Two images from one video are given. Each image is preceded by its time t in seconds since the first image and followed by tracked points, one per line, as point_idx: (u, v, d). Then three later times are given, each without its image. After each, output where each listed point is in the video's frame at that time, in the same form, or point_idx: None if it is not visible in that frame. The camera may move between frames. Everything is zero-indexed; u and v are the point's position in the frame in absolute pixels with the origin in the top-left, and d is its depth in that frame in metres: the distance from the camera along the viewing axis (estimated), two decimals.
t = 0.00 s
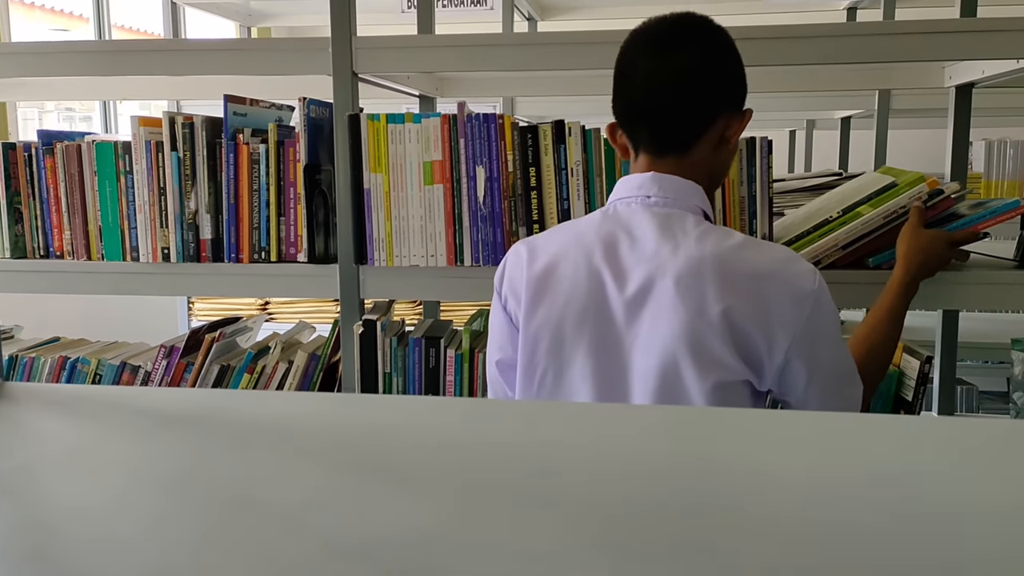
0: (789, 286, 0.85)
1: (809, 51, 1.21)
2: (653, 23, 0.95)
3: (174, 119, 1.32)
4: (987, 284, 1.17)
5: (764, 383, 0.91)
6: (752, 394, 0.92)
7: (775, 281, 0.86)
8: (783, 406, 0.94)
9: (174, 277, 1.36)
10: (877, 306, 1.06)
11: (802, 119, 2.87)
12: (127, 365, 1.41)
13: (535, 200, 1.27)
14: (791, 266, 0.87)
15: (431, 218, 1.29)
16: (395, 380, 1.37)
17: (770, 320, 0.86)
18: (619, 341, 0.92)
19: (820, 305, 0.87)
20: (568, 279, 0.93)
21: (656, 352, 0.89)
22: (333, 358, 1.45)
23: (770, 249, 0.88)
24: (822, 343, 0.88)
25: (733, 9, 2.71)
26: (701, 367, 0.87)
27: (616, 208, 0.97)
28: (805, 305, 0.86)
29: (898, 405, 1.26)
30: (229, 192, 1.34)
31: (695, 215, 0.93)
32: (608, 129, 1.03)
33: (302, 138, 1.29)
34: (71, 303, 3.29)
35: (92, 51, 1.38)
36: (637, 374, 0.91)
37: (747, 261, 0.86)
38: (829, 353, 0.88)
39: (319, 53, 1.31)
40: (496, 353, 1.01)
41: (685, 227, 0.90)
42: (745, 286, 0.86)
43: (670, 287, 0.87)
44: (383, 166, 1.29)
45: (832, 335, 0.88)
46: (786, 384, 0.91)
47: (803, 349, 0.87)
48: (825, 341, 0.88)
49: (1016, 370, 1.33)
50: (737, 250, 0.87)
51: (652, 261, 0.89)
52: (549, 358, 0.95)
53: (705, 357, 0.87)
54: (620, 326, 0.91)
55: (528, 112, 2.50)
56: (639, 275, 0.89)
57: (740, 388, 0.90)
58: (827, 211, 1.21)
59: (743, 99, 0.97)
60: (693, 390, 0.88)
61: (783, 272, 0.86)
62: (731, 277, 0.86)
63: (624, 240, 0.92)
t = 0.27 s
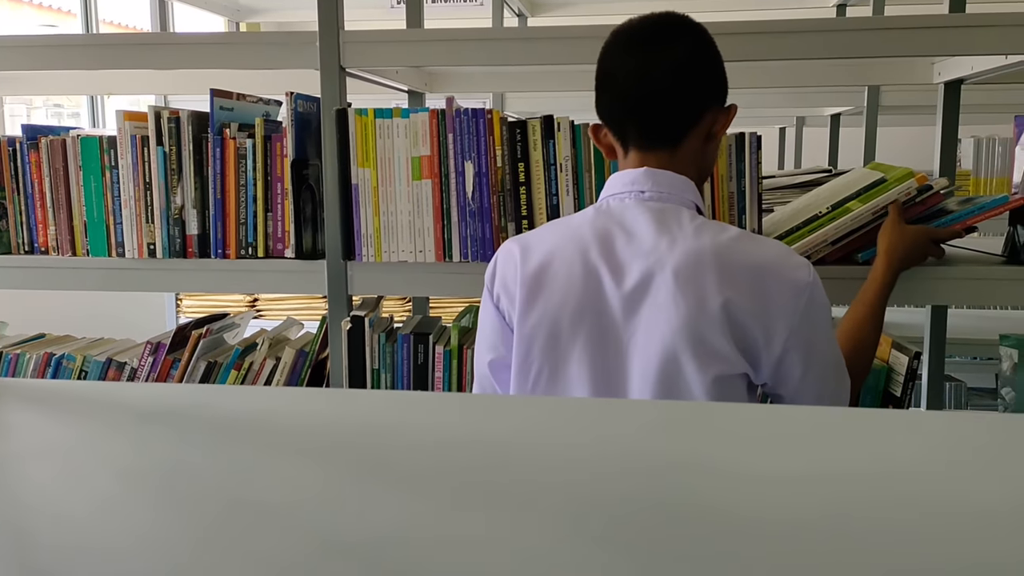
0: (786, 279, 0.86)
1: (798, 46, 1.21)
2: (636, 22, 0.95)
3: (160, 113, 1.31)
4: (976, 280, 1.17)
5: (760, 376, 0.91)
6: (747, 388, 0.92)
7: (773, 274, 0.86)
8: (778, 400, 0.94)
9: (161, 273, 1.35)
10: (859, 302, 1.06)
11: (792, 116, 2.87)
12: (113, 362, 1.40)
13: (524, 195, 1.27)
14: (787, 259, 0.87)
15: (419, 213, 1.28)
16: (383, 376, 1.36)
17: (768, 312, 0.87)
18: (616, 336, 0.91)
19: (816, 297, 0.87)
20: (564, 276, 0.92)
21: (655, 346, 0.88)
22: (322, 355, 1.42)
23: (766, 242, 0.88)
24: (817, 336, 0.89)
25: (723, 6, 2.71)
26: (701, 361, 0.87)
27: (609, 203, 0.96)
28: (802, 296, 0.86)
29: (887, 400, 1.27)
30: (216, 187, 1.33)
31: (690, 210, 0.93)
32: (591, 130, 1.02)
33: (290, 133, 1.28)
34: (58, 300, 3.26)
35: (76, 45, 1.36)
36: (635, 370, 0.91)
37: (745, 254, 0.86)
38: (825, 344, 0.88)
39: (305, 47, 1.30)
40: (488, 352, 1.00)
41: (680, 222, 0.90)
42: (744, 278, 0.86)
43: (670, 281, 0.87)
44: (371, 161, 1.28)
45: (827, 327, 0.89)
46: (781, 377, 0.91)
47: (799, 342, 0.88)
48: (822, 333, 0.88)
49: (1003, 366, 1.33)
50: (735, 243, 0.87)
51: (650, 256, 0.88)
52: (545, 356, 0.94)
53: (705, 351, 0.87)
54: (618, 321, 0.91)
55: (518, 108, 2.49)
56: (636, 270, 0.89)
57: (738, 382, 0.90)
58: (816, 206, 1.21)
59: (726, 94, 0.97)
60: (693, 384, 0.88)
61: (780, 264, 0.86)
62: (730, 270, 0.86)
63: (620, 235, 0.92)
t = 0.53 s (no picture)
0: (771, 274, 0.86)
1: (789, 42, 1.20)
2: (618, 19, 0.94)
3: (148, 110, 1.30)
4: (965, 278, 1.17)
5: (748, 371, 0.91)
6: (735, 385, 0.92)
7: (758, 270, 0.86)
8: (765, 395, 0.94)
9: (149, 270, 1.34)
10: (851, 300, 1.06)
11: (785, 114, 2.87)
12: (101, 360, 1.40)
13: (513, 192, 1.26)
14: (772, 255, 0.87)
15: (409, 211, 1.28)
16: (373, 375, 1.35)
17: (754, 308, 0.86)
18: (603, 334, 0.91)
19: (802, 292, 0.87)
20: (550, 274, 0.91)
21: (641, 344, 0.88)
22: (311, 353, 1.43)
23: (750, 237, 0.88)
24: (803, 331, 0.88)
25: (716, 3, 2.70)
26: (687, 356, 0.87)
27: (595, 200, 0.95)
28: (787, 292, 0.86)
29: (876, 398, 1.26)
30: (204, 184, 1.32)
31: (675, 206, 0.93)
32: (576, 128, 1.02)
33: (279, 130, 1.28)
34: (48, 298, 3.25)
35: (61, 41, 1.35)
36: (622, 367, 0.90)
37: (730, 250, 0.86)
38: (811, 339, 0.88)
39: (293, 43, 1.29)
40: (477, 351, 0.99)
41: (666, 218, 0.90)
42: (729, 275, 0.86)
43: (655, 278, 0.86)
44: (360, 158, 1.27)
45: (813, 322, 0.89)
46: (768, 372, 0.90)
47: (786, 337, 0.87)
48: (809, 328, 0.88)
49: (993, 363, 1.33)
50: (719, 239, 0.86)
51: (635, 253, 0.88)
52: (532, 354, 0.94)
53: (691, 346, 0.87)
54: (604, 319, 0.90)
55: (510, 106, 2.48)
56: (622, 267, 0.88)
57: (725, 378, 0.90)
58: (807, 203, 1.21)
59: (710, 90, 0.97)
60: (680, 380, 0.88)
61: (765, 260, 0.86)
62: (715, 266, 0.85)
63: (605, 231, 0.91)
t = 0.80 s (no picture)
0: (761, 273, 0.85)
1: (782, 41, 1.19)
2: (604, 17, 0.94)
3: (137, 109, 1.29)
4: (959, 278, 1.16)
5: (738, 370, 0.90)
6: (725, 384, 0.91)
7: (747, 269, 0.85)
8: (756, 395, 0.94)
9: (138, 270, 1.33)
10: (837, 297, 1.06)
11: (780, 114, 2.87)
12: (90, 361, 1.39)
13: (504, 191, 1.26)
14: (761, 254, 0.86)
15: (400, 211, 1.27)
16: (364, 375, 1.35)
17: (744, 307, 0.86)
18: (593, 334, 0.91)
19: (792, 291, 0.86)
20: (540, 274, 0.91)
21: (631, 343, 0.87)
22: (301, 354, 1.42)
23: (740, 237, 0.87)
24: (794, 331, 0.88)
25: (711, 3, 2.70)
26: (677, 356, 0.86)
27: (585, 200, 0.95)
28: (777, 291, 0.85)
29: (869, 398, 1.26)
30: (194, 183, 1.31)
31: (665, 206, 0.92)
32: (566, 128, 1.02)
33: (269, 129, 1.27)
34: (41, 298, 3.24)
35: (50, 40, 1.34)
36: (612, 368, 0.90)
37: (719, 249, 0.86)
38: (801, 339, 0.88)
39: (285, 41, 1.28)
40: (467, 351, 0.99)
41: (656, 217, 0.89)
42: (719, 274, 0.85)
43: (645, 277, 0.86)
44: (351, 158, 1.27)
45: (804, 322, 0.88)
46: (759, 372, 0.90)
47: (776, 337, 0.87)
48: (799, 327, 0.87)
49: (986, 363, 1.33)
50: (709, 239, 0.86)
51: (625, 252, 0.87)
52: (522, 354, 0.93)
53: (681, 346, 0.86)
54: (594, 318, 0.90)
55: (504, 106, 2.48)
56: (612, 267, 0.88)
57: (715, 377, 0.89)
58: (798, 203, 1.20)
59: (696, 85, 0.96)
60: (670, 380, 0.87)
61: (755, 259, 0.85)
62: (706, 266, 0.85)
63: (595, 231, 0.91)
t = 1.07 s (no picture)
0: (758, 271, 0.85)
1: (780, 39, 1.19)
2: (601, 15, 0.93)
3: (131, 107, 1.28)
4: (958, 277, 1.16)
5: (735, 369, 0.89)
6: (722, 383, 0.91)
7: (744, 267, 0.85)
8: (753, 395, 0.93)
9: (132, 269, 1.33)
10: (832, 298, 1.06)
11: (779, 113, 2.86)
12: (85, 361, 1.39)
13: (502, 190, 1.24)
14: (759, 252, 0.86)
15: (396, 209, 1.26)
16: (360, 375, 1.34)
17: (740, 306, 0.85)
18: (588, 331, 0.90)
19: (789, 290, 0.86)
20: (537, 271, 0.90)
21: (627, 341, 0.87)
22: (297, 354, 1.41)
23: (737, 235, 0.87)
24: (791, 329, 0.87)
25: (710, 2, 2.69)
26: (674, 353, 0.86)
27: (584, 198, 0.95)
28: (774, 289, 0.85)
29: (867, 397, 1.26)
30: (189, 182, 1.30)
31: (663, 204, 0.92)
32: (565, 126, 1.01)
33: (264, 128, 1.26)
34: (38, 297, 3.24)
35: (44, 38, 1.34)
36: (608, 365, 0.89)
37: (717, 247, 0.85)
38: (798, 338, 0.87)
39: (280, 39, 1.28)
40: (464, 348, 0.98)
41: (653, 215, 0.89)
42: (716, 272, 0.85)
43: (642, 274, 0.85)
44: (347, 156, 1.26)
45: (801, 321, 0.88)
46: (756, 371, 0.89)
47: (773, 335, 0.86)
48: (796, 326, 0.87)
49: (984, 362, 1.32)
50: (706, 237, 0.86)
51: (622, 249, 0.87)
52: (518, 351, 0.93)
53: (677, 343, 0.86)
54: (590, 316, 0.89)
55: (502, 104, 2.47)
56: (609, 264, 0.87)
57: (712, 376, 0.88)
58: (795, 199, 1.20)
59: (695, 81, 0.95)
60: (666, 378, 0.86)
61: (751, 257, 0.85)
62: (702, 262, 0.84)
63: (592, 229, 0.90)
